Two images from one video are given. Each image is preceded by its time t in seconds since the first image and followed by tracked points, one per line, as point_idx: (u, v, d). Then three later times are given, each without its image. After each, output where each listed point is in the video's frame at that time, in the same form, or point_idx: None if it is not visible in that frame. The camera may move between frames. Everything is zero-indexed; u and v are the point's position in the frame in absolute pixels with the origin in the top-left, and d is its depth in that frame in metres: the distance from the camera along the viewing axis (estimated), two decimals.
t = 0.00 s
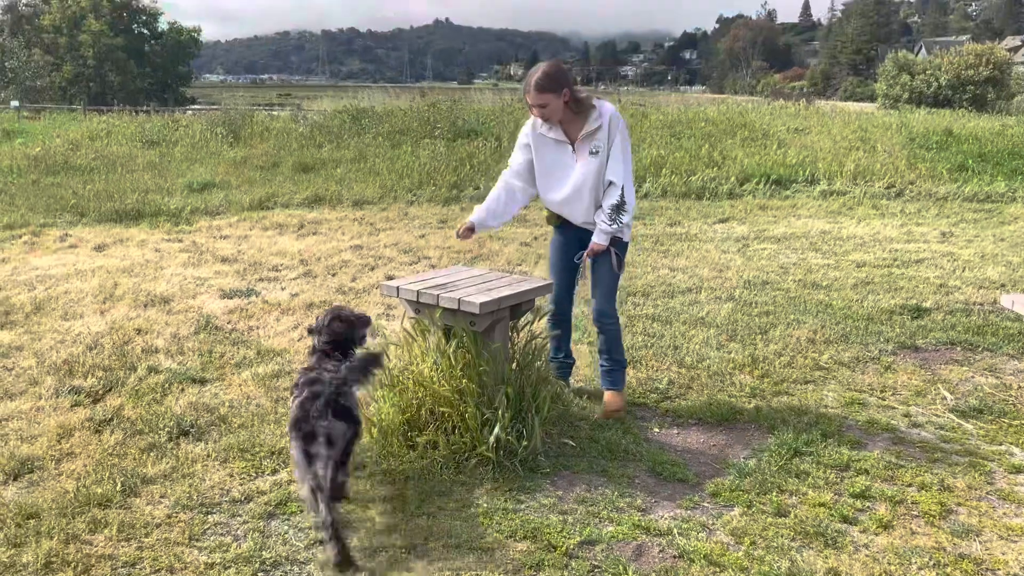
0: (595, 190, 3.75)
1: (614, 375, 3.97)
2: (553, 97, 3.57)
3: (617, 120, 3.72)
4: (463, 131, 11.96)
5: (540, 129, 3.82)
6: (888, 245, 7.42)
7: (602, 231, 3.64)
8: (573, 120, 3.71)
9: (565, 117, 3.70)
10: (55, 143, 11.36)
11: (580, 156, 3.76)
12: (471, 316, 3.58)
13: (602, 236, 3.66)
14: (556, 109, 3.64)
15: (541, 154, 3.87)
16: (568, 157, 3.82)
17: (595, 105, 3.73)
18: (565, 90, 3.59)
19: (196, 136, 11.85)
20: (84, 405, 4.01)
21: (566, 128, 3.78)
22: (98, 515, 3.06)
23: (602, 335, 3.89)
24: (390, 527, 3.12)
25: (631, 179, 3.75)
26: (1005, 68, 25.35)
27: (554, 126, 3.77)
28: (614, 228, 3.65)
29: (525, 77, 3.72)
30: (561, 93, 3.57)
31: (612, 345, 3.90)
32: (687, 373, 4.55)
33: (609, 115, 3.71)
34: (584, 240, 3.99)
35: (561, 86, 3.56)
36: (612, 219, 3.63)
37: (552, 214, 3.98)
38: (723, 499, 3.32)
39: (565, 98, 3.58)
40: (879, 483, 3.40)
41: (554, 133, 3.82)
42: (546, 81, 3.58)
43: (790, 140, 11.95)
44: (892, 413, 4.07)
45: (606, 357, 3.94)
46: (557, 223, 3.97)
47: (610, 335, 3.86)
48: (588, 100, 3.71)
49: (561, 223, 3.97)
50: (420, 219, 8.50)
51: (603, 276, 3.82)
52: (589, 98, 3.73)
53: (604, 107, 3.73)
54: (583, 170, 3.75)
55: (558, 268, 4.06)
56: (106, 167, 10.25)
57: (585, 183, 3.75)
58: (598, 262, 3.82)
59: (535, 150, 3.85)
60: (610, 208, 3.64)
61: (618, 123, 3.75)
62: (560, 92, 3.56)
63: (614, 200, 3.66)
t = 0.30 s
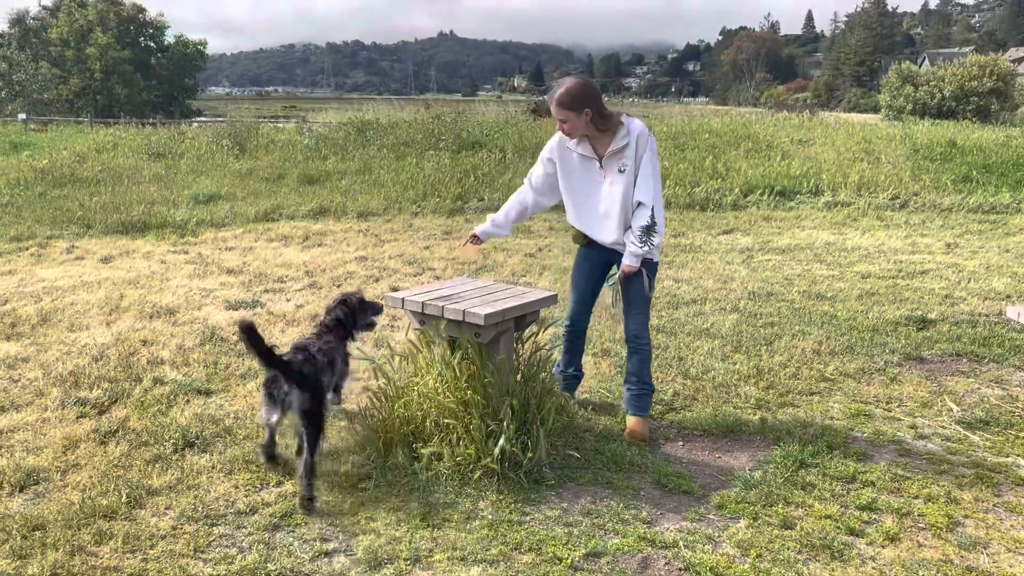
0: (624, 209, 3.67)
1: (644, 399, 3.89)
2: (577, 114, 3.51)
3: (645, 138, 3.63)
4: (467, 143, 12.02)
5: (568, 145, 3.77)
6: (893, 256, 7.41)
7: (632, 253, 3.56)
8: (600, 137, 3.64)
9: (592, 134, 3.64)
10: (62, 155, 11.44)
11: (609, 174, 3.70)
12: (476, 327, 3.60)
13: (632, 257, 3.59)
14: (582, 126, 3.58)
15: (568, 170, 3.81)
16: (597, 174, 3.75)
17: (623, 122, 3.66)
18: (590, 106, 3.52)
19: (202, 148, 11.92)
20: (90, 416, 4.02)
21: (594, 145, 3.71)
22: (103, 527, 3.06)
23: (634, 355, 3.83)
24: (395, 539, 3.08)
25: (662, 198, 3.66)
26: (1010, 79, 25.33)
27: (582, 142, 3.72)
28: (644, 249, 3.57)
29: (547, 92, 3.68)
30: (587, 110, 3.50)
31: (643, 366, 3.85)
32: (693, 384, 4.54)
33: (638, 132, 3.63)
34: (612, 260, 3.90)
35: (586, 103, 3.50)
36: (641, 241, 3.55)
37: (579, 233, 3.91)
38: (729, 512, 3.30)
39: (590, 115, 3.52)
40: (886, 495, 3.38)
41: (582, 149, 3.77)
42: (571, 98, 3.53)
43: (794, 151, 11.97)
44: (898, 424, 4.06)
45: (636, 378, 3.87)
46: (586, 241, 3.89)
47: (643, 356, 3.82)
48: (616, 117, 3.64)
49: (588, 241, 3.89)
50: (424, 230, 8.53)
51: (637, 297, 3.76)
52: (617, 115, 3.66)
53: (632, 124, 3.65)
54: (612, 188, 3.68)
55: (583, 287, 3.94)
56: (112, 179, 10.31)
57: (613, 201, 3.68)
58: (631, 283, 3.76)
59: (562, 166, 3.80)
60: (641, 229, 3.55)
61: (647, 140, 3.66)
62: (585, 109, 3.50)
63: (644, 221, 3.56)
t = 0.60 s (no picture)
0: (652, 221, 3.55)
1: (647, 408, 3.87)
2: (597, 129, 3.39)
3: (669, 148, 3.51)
4: (464, 148, 12.04)
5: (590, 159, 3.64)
6: (890, 262, 7.43)
7: (664, 268, 3.44)
8: (622, 150, 3.52)
9: (613, 147, 3.52)
10: (59, 161, 11.43)
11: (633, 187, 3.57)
12: (473, 333, 3.56)
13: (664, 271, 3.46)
14: (603, 143, 3.45)
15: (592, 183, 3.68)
16: (621, 188, 3.63)
17: (644, 134, 3.54)
18: (610, 120, 3.39)
19: (199, 153, 11.93)
20: (86, 422, 4.01)
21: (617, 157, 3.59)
22: (99, 534, 3.05)
23: (640, 366, 3.75)
24: (392, 546, 3.07)
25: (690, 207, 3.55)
26: (1004, 85, 25.22)
27: (603, 156, 3.60)
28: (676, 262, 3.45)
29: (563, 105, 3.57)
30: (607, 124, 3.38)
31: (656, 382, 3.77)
32: (690, 390, 4.55)
33: (661, 143, 3.50)
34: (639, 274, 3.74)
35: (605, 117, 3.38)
36: (673, 255, 3.44)
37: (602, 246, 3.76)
38: (726, 517, 3.30)
39: (612, 129, 3.39)
40: (882, 501, 3.38)
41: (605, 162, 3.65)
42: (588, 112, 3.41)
43: (791, 157, 12.00)
44: (894, 430, 4.07)
45: (639, 389, 3.80)
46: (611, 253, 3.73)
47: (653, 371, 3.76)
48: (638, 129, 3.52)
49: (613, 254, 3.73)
50: (422, 236, 8.53)
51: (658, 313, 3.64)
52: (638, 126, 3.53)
53: (655, 135, 3.53)
54: (638, 202, 3.56)
55: (607, 299, 3.77)
56: (109, 185, 10.31)
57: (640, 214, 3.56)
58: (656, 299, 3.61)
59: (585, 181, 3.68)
60: (671, 242, 3.44)
61: (671, 150, 3.53)
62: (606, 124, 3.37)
63: (676, 234, 3.44)
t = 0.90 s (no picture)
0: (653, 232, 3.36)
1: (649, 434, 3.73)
2: (595, 134, 3.24)
3: (672, 156, 3.35)
4: (458, 152, 12.06)
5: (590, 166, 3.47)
6: (881, 266, 7.46)
7: (666, 281, 3.25)
8: (622, 156, 3.36)
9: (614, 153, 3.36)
10: (51, 164, 11.40)
11: (635, 195, 3.39)
12: (464, 337, 3.55)
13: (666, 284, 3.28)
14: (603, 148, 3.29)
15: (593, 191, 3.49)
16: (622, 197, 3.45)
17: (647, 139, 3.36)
18: (609, 124, 3.24)
19: (192, 156, 11.90)
20: (76, 427, 4.00)
21: (618, 165, 3.42)
22: (89, 539, 3.04)
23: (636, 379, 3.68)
24: (383, 551, 3.07)
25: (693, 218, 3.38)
26: (996, 90, 25.32)
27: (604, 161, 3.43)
28: (678, 274, 3.26)
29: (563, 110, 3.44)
30: (606, 128, 3.22)
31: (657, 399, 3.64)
32: (681, 394, 4.56)
33: (663, 150, 3.34)
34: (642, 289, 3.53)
35: (604, 121, 3.23)
36: (676, 267, 3.26)
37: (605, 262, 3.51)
38: (717, 521, 3.31)
39: (611, 133, 3.23)
40: (872, 505, 3.39)
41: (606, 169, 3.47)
42: (586, 117, 3.27)
43: (783, 161, 12.03)
44: (884, 434, 4.08)
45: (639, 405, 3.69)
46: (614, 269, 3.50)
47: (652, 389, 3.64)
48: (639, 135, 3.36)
49: (618, 270, 3.49)
50: (415, 239, 8.53)
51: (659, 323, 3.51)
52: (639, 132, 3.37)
53: (657, 141, 3.36)
54: (639, 211, 3.38)
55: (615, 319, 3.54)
56: (102, 188, 10.28)
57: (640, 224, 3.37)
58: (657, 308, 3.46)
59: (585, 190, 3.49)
60: (674, 252, 3.27)
61: (674, 158, 3.37)
62: (605, 127, 3.22)
63: (678, 244, 3.28)
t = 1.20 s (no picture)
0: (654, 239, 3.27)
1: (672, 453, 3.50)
2: (593, 141, 3.20)
3: (675, 162, 3.23)
4: (451, 154, 12.07)
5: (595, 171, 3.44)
6: (871, 268, 7.49)
7: (661, 289, 3.12)
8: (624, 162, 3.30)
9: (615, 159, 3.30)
10: (42, 166, 11.35)
11: (637, 202, 3.32)
12: (456, 340, 3.56)
13: (662, 292, 3.14)
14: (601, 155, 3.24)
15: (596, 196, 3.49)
16: (627, 203, 3.39)
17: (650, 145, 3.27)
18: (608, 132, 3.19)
19: (185, 158, 11.88)
20: (66, 430, 3.99)
21: (622, 170, 3.37)
22: (79, 543, 3.03)
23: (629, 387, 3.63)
24: (374, 554, 3.07)
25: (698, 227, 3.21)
26: (987, 93, 25.42)
27: (609, 168, 3.38)
28: (675, 282, 3.12)
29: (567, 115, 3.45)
30: (603, 135, 3.18)
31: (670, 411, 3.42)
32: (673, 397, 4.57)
33: (666, 156, 3.23)
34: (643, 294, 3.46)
35: (601, 128, 3.18)
36: (672, 275, 3.11)
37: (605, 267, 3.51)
38: (707, 524, 3.31)
39: (608, 140, 3.18)
40: (861, 507, 3.40)
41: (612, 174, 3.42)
42: (585, 124, 3.23)
43: (775, 164, 12.07)
44: (874, 436, 4.10)
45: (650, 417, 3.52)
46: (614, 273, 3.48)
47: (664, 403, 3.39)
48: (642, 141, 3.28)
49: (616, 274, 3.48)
50: (408, 242, 8.53)
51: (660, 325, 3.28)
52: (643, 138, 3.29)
53: (660, 147, 3.26)
54: (641, 218, 3.31)
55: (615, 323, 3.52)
56: (94, 191, 10.25)
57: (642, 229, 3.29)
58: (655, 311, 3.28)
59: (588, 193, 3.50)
60: (672, 261, 3.12)
61: (677, 164, 3.24)
62: (601, 134, 3.17)
63: (677, 253, 3.14)
